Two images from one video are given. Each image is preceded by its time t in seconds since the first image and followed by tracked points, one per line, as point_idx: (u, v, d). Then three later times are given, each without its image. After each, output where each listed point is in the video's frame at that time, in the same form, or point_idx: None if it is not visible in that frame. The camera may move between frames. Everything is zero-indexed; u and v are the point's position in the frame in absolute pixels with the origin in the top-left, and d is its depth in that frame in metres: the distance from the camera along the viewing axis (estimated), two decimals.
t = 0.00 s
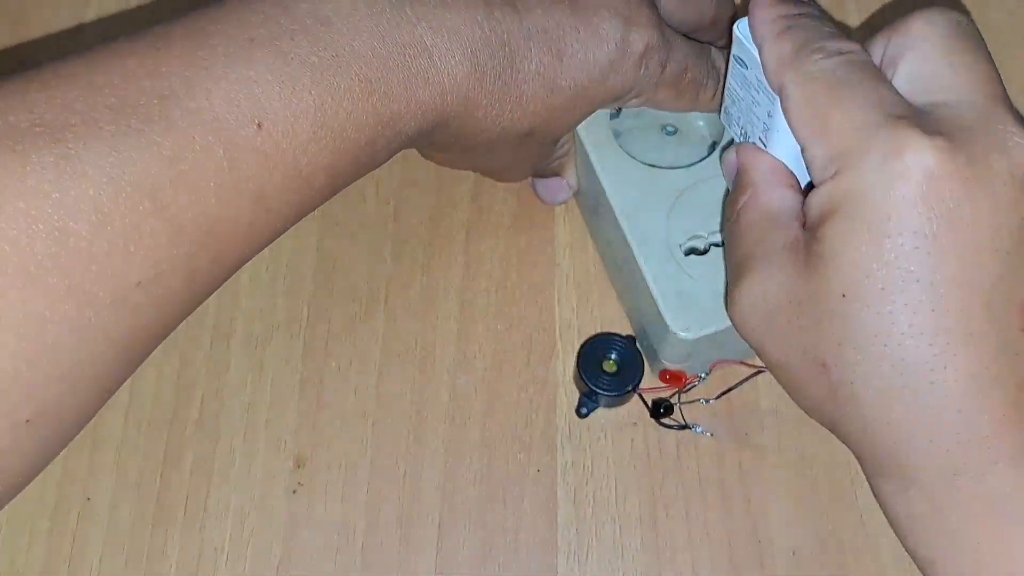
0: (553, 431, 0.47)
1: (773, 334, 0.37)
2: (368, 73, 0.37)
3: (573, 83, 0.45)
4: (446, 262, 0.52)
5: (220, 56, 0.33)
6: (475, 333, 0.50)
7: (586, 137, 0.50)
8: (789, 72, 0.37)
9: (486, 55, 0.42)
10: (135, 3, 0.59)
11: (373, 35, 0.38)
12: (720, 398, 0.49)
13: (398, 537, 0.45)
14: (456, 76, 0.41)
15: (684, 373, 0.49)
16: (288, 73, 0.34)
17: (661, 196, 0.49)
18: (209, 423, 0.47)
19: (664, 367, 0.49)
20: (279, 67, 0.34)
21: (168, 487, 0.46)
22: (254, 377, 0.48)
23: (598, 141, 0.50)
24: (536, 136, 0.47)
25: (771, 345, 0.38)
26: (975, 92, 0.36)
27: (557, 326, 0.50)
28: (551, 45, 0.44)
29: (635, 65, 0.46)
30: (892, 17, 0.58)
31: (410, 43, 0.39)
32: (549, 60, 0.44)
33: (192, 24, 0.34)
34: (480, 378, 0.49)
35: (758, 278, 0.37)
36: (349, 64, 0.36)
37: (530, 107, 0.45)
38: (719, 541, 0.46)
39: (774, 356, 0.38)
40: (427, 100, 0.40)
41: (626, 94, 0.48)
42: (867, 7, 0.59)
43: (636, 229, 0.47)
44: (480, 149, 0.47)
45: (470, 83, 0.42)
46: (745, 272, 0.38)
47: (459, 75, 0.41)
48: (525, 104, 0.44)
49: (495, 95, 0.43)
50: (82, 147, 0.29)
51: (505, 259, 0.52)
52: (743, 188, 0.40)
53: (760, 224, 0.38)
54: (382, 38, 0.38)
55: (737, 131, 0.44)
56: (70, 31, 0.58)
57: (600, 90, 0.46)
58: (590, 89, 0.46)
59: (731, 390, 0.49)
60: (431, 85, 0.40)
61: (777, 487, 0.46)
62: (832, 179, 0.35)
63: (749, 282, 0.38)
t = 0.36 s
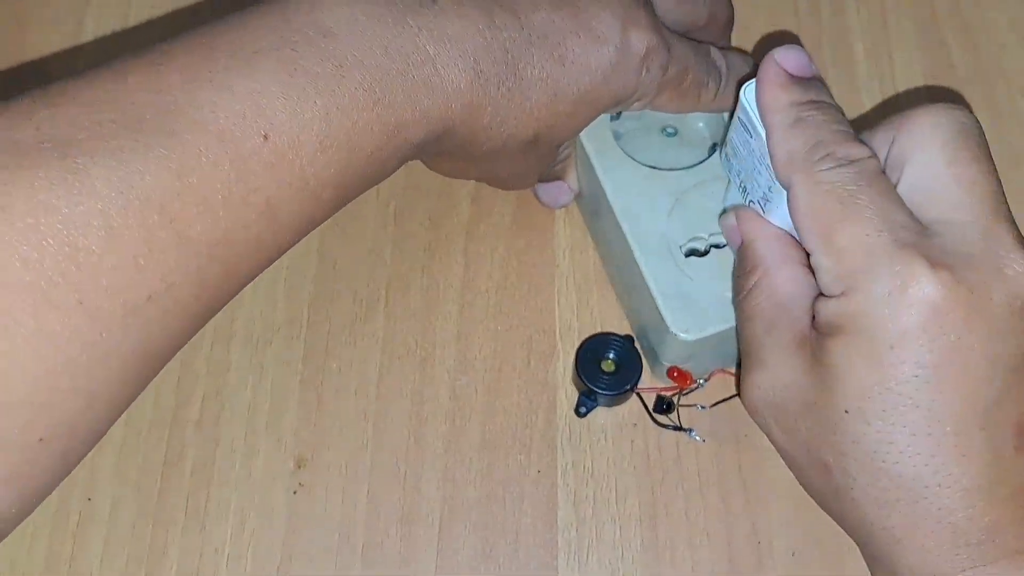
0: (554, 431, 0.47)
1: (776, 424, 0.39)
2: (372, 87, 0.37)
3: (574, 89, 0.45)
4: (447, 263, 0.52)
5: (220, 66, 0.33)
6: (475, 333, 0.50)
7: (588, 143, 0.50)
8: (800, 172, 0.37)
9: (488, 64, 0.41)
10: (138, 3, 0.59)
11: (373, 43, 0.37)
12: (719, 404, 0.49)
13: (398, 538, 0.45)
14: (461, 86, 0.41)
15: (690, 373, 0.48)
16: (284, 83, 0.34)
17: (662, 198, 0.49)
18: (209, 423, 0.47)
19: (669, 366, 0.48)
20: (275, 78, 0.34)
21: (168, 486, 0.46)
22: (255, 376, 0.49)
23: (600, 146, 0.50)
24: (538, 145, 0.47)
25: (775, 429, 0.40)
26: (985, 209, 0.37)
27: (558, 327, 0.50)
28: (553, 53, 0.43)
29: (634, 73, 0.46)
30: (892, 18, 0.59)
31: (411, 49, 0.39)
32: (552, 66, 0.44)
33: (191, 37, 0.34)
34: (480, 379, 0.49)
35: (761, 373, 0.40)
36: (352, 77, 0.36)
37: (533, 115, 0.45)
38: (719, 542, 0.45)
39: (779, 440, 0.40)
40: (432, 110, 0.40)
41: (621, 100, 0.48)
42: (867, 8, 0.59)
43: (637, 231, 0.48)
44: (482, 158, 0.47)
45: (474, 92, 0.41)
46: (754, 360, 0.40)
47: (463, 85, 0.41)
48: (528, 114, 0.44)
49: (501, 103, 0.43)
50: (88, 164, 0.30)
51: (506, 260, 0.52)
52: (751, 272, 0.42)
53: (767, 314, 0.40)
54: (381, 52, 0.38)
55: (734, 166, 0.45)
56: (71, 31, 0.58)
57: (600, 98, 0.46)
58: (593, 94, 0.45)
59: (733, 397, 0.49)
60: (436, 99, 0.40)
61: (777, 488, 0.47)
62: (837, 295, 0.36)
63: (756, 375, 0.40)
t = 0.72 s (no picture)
0: (553, 429, 0.47)
1: (904, 540, 0.34)
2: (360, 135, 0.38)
3: (557, 116, 0.44)
4: (445, 260, 0.52)
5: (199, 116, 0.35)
6: (474, 330, 0.50)
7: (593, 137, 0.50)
8: (963, 205, 0.35)
9: (478, 104, 0.42)
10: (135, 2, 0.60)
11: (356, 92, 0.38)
12: (719, 422, 0.48)
13: (398, 535, 0.45)
14: (451, 127, 0.41)
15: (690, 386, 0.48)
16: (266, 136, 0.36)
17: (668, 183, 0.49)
18: (209, 420, 0.48)
19: (671, 375, 0.49)
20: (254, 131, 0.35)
21: (168, 483, 0.46)
22: (254, 373, 0.49)
23: (602, 136, 0.50)
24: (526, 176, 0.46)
25: (890, 547, 0.35)
26: None
27: (558, 323, 0.50)
28: (530, 87, 0.43)
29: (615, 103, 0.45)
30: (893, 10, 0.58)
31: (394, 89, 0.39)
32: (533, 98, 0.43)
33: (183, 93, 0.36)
34: (479, 376, 0.49)
35: (909, 487, 0.33)
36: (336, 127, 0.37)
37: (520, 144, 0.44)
38: (720, 540, 0.45)
39: (890, 553, 0.36)
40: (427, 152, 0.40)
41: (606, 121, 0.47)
42: None
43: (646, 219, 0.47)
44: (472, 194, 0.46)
45: (467, 131, 0.42)
46: (892, 472, 0.34)
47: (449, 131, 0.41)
48: (514, 147, 0.44)
49: (486, 142, 0.43)
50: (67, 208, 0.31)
51: (505, 257, 0.52)
52: (865, 363, 0.36)
53: (888, 416, 0.34)
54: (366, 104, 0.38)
55: (748, 144, 0.42)
56: (69, 30, 0.59)
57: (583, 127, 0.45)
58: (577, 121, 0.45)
59: (733, 416, 0.48)
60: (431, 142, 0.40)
61: (778, 485, 0.46)
62: (976, 358, 0.34)
63: (895, 489, 0.34)
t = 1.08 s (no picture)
0: (553, 428, 0.47)
1: None
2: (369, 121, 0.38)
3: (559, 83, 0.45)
4: (445, 259, 0.52)
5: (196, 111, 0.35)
6: (474, 330, 0.50)
7: (602, 98, 0.50)
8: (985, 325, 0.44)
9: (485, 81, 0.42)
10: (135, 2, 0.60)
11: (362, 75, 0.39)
12: (736, 387, 0.48)
13: (398, 535, 0.45)
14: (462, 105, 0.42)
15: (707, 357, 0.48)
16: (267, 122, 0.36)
17: (684, 134, 0.49)
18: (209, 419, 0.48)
19: (687, 349, 0.49)
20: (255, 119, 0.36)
21: (168, 482, 0.46)
22: (253, 372, 0.49)
23: (614, 95, 0.50)
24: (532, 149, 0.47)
25: None
26: None
27: (557, 323, 0.50)
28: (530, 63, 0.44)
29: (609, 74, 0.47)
30: (892, 11, 0.58)
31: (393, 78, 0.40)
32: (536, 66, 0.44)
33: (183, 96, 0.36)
34: (479, 375, 0.49)
35: (950, 557, 0.38)
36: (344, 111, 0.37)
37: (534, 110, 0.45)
38: (720, 539, 0.45)
39: None
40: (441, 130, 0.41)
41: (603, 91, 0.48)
42: None
43: (670, 171, 0.48)
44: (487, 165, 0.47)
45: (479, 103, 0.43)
46: (935, 541, 0.39)
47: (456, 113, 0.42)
48: (525, 116, 0.45)
49: (498, 114, 0.44)
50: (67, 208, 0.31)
51: (505, 257, 0.52)
52: (900, 456, 0.42)
53: (916, 484, 0.41)
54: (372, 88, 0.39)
55: (766, 85, 0.45)
56: (70, 30, 0.59)
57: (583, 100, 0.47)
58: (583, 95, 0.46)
59: (748, 380, 0.49)
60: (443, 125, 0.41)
61: (778, 483, 0.46)
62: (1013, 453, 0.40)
63: (940, 562, 0.38)
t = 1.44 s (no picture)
0: (553, 429, 0.48)
1: (906, 537, 0.39)
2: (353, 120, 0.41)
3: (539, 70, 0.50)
4: (445, 259, 0.52)
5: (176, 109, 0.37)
6: (474, 328, 0.50)
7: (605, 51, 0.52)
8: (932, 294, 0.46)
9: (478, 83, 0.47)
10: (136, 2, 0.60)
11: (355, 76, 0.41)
12: (713, 341, 0.49)
13: (398, 534, 0.45)
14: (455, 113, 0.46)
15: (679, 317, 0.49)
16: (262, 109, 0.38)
17: (688, 88, 0.50)
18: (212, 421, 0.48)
19: (659, 312, 0.49)
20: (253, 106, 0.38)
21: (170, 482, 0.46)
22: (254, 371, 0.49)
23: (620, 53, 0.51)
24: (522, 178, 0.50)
25: (890, 541, 0.40)
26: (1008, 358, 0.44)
27: (557, 323, 0.50)
28: (502, 57, 0.48)
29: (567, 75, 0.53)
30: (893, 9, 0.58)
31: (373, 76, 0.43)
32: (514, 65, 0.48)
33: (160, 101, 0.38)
34: (479, 375, 0.49)
35: (912, 486, 0.39)
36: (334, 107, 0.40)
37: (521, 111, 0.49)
38: (719, 540, 0.45)
39: (887, 550, 0.41)
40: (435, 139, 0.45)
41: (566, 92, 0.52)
42: None
43: (674, 124, 0.49)
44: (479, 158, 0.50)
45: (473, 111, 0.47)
46: (898, 471, 0.40)
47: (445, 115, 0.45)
48: (512, 98, 0.49)
49: (486, 108, 0.47)
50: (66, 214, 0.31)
51: (505, 257, 0.52)
52: (872, 389, 0.42)
53: (885, 418, 0.41)
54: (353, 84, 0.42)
55: (768, 37, 0.45)
56: (71, 30, 0.59)
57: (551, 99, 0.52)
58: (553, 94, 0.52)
59: (724, 333, 0.50)
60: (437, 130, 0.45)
61: (776, 483, 0.46)
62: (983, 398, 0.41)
63: (902, 491, 0.39)
